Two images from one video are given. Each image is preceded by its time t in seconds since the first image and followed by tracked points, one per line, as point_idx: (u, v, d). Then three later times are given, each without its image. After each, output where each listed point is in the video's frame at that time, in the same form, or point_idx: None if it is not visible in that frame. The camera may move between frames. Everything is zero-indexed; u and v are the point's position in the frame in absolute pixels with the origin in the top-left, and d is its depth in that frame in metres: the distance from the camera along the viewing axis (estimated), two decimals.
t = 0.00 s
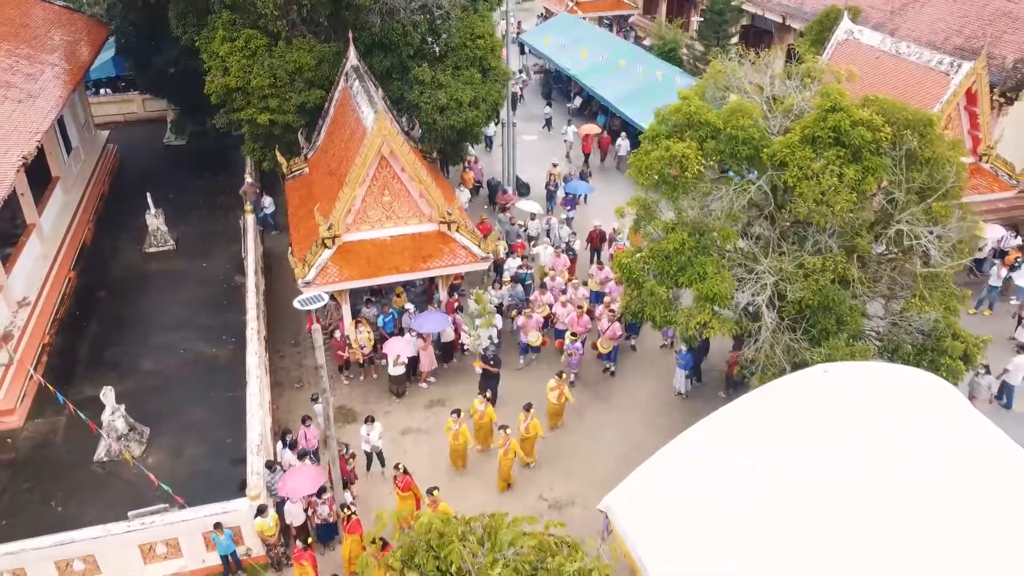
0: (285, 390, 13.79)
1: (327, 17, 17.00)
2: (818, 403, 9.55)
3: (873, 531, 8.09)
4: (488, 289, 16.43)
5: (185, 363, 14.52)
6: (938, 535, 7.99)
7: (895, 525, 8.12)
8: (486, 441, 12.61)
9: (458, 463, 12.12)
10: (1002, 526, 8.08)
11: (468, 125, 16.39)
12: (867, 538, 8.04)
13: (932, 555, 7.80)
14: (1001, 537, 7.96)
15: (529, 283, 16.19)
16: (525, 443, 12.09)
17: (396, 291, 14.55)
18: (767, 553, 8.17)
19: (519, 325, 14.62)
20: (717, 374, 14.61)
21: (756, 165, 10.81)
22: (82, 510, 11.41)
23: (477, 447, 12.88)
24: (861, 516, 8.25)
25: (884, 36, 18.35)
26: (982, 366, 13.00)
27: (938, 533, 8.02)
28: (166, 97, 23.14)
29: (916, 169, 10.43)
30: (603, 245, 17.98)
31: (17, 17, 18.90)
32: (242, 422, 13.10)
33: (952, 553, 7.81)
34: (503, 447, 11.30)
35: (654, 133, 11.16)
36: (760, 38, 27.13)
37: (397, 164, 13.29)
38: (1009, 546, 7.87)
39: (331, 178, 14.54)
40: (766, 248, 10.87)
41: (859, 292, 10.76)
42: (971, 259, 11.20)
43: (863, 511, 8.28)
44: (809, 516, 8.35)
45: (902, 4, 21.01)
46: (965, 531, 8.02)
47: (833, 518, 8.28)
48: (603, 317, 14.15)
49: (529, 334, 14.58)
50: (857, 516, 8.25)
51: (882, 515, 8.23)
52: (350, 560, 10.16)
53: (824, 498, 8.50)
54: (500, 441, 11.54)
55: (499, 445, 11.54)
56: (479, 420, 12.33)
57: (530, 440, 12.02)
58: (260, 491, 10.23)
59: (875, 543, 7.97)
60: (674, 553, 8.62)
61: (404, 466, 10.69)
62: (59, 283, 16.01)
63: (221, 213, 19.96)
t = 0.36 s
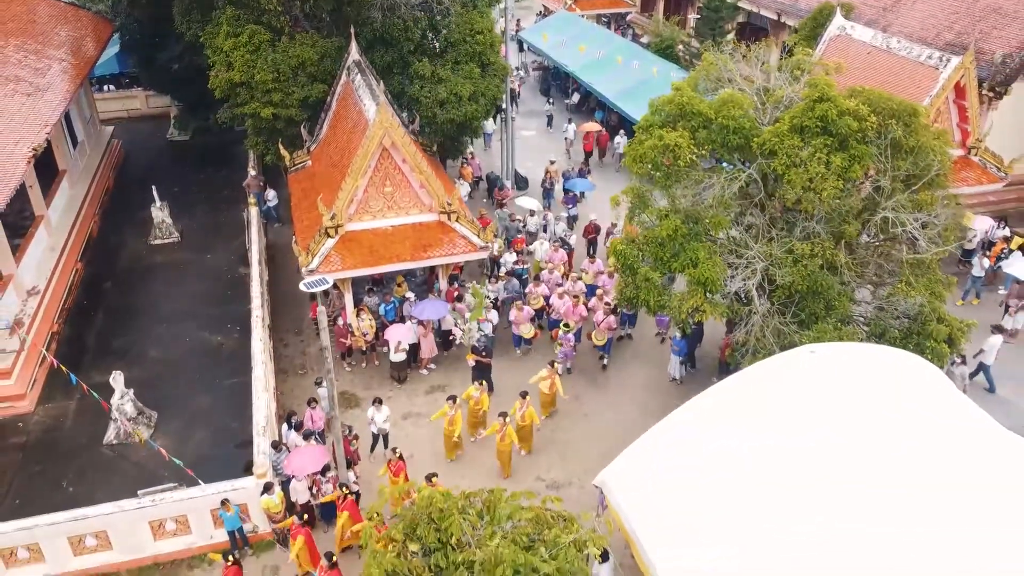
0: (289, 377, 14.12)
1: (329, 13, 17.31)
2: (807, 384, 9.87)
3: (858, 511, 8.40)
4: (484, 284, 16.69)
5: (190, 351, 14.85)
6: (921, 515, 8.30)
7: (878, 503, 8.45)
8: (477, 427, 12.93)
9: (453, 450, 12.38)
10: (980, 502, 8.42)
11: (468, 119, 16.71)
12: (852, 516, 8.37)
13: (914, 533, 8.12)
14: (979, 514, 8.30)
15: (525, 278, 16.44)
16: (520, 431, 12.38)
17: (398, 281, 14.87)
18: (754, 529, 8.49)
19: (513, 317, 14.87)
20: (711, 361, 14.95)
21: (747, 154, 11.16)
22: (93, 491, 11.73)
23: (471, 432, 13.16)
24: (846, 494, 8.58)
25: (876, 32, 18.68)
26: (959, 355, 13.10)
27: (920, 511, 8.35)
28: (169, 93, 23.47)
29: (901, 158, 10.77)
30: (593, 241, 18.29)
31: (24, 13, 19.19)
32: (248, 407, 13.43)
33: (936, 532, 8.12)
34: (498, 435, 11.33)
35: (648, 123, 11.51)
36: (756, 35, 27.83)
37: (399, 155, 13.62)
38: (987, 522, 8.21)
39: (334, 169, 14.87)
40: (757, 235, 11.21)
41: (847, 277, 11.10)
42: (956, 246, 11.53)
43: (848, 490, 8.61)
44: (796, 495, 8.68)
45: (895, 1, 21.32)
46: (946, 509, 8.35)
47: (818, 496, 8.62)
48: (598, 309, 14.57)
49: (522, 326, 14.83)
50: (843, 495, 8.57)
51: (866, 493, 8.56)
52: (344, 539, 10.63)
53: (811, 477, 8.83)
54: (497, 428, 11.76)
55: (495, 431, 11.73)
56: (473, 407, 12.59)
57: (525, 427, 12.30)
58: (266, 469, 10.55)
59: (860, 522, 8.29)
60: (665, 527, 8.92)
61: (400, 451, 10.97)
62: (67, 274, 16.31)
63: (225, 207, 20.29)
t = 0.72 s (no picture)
0: (293, 363, 14.45)
1: (331, 10, 17.65)
2: (797, 366, 10.19)
3: (848, 497, 8.65)
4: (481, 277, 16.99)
5: (196, 339, 15.18)
6: (910, 501, 8.54)
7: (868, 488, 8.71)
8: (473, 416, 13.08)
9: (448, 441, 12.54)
10: (966, 487, 8.69)
11: (467, 113, 17.07)
12: (843, 502, 8.61)
13: (902, 519, 8.37)
14: (965, 499, 8.56)
15: (520, 272, 16.68)
16: (512, 417, 12.69)
17: (399, 271, 15.20)
18: (746, 512, 8.73)
19: (507, 307, 15.19)
20: (704, 349, 15.30)
21: (738, 144, 11.51)
22: (102, 472, 12.06)
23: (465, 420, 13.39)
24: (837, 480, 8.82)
25: (869, 28, 19.01)
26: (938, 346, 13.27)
27: (907, 495, 8.61)
28: (173, 89, 23.81)
29: (888, 147, 11.11)
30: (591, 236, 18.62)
31: (30, 9, 19.47)
32: (253, 392, 13.77)
33: (921, 518, 8.37)
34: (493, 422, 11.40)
35: (643, 114, 11.85)
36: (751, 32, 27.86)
37: (399, 147, 13.95)
38: (973, 509, 8.47)
39: (336, 161, 15.20)
40: (749, 223, 11.55)
41: (835, 263, 11.44)
42: (943, 233, 11.86)
43: (840, 477, 8.85)
44: (788, 478, 8.94)
45: None
46: (933, 493, 8.61)
47: (810, 480, 8.87)
48: (594, 301, 14.97)
49: (514, 316, 15.13)
50: (834, 480, 8.83)
51: (856, 477, 8.84)
52: (337, 520, 10.90)
53: (803, 461, 9.07)
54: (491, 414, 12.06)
55: (489, 419, 11.99)
56: (467, 396, 12.78)
57: (517, 413, 12.62)
58: (273, 449, 10.89)
59: (850, 508, 8.54)
60: (660, 508, 9.29)
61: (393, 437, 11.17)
62: (74, 265, 16.62)
63: (228, 200, 20.64)
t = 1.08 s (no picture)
0: (296, 351, 14.80)
1: (333, 6, 17.99)
2: (788, 349, 10.50)
3: (839, 481, 8.94)
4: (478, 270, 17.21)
5: (202, 328, 15.53)
6: (898, 484, 8.83)
7: (857, 472, 9.00)
8: (464, 405, 13.48)
9: (441, 429, 12.84)
10: (951, 469, 8.99)
11: (467, 107, 17.41)
12: (833, 485, 8.90)
13: (891, 503, 8.66)
14: (951, 480, 8.86)
15: (516, 268, 16.93)
16: (506, 408, 12.94)
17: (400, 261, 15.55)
18: (740, 493, 9.02)
19: (504, 299, 15.51)
20: (698, 338, 15.64)
21: (729, 134, 11.86)
22: (112, 454, 12.40)
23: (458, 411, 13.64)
24: (827, 464, 9.12)
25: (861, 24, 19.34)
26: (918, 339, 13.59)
27: (895, 478, 8.91)
28: (176, 86, 24.16)
29: (874, 138, 11.46)
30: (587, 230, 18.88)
31: (37, 6, 19.76)
32: (257, 379, 14.12)
33: (908, 499, 8.68)
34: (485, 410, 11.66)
35: (638, 105, 12.18)
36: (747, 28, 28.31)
37: (401, 139, 14.28)
38: (959, 491, 8.77)
39: (338, 153, 15.53)
40: (741, 211, 11.88)
41: (824, 250, 11.78)
42: (929, 222, 12.20)
43: (830, 461, 9.15)
44: (780, 461, 9.24)
45: None
46: (919, 476, 8.92)
47: (800, 464, 9.17)
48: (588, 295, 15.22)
49: (511, 308, 15.45)
50: (824, 463, 9.13)
51: (845, 460, 9.14)
52: (332, 502, 11.06)
53: (794, 446, 9.37)
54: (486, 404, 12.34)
55: (483, 408, 12.32)
56: (461, 384, 13.19)
57: (511, 404, 12.92)
58: (278, 429, 11.25)
59: (840, 491, 8.84)
60: (655, 485, 9.62)
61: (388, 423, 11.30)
62: (82, 256, 16.95)
63: (232, 194, 20.98)
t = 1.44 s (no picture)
0: (300, 338, 15.12)
1: (335, 2, 18.32)
2: (779, 336, 10.80)
3: (829, 466, 9.20)
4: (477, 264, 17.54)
5: (207, 317, 15.87)
6: (886, 469, 9.11)
7: (847, 457, 9.28)
8: (458, 397, 13.68)
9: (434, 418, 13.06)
10: (938, 453, 9.28)
11: (467, 102, 17.75)
12: (824, 469, 9.18)
13: (880, 487, 8.93)
14: (938, 464, 9.14)
15: (514, 263, 17.23)
16: (502, 398, 13.18)
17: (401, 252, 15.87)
18: (732, 478, 9.29)
19: (504, 291, 15.81)
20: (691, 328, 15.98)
21: (721, 125, 12.21)
22: (121, 437, 12.73)
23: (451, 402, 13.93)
24: (817, 448, 9.40)
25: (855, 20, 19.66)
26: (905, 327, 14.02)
27: (883, 462, 9.19)
28: (180, 82, 24.48)
29: (863, 128, 11.77)
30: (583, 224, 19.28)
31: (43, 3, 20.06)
32: (262, 366, 14.45)
33: (896, 483, 8.95)
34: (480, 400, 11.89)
35: (633, 97, 12.52)
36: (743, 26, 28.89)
37: (402, 131, 14.62)
38: (946, 474, 9.04)
39: (341, 146, 15.87)
40: (733, 200, 12.22)
41: (815, 238, 12.11)
42: (917, 211, 12.53)
43: (820, 446, 9.43)
44: (771, 446, 9.52)
45: None
46: (907, 460, 9.20)
47: (791, 449, 9.45)
48: (582, 287, 15.51)
49: (511, 300, 15.82)
50: (814, 448, 9.41)
51: (834, 444, 9.43)
52: (323, 481, 11.38)
53: (785, 432, 9.65)
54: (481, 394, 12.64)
55: (479, 397, 12.59)
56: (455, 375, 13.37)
57: (506, 394, 13.17)
58: (284, 412, 11.57)
59: (830, 475, 9.11)
60: (649, 464, 9.96)
61: (383, 413, 11.24)
62: (89, 248, 17.26)
63: (235, 188, 21.31)
